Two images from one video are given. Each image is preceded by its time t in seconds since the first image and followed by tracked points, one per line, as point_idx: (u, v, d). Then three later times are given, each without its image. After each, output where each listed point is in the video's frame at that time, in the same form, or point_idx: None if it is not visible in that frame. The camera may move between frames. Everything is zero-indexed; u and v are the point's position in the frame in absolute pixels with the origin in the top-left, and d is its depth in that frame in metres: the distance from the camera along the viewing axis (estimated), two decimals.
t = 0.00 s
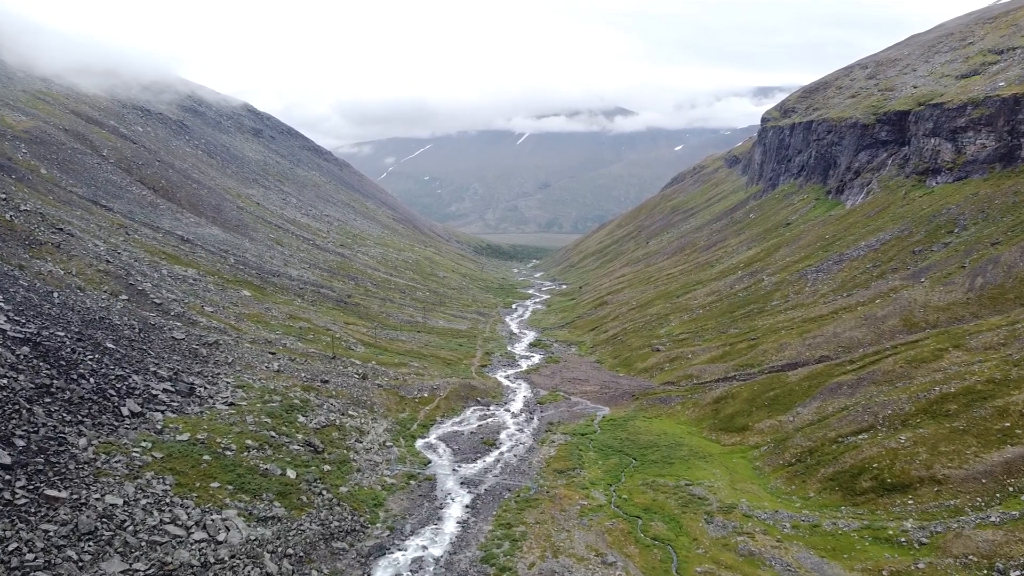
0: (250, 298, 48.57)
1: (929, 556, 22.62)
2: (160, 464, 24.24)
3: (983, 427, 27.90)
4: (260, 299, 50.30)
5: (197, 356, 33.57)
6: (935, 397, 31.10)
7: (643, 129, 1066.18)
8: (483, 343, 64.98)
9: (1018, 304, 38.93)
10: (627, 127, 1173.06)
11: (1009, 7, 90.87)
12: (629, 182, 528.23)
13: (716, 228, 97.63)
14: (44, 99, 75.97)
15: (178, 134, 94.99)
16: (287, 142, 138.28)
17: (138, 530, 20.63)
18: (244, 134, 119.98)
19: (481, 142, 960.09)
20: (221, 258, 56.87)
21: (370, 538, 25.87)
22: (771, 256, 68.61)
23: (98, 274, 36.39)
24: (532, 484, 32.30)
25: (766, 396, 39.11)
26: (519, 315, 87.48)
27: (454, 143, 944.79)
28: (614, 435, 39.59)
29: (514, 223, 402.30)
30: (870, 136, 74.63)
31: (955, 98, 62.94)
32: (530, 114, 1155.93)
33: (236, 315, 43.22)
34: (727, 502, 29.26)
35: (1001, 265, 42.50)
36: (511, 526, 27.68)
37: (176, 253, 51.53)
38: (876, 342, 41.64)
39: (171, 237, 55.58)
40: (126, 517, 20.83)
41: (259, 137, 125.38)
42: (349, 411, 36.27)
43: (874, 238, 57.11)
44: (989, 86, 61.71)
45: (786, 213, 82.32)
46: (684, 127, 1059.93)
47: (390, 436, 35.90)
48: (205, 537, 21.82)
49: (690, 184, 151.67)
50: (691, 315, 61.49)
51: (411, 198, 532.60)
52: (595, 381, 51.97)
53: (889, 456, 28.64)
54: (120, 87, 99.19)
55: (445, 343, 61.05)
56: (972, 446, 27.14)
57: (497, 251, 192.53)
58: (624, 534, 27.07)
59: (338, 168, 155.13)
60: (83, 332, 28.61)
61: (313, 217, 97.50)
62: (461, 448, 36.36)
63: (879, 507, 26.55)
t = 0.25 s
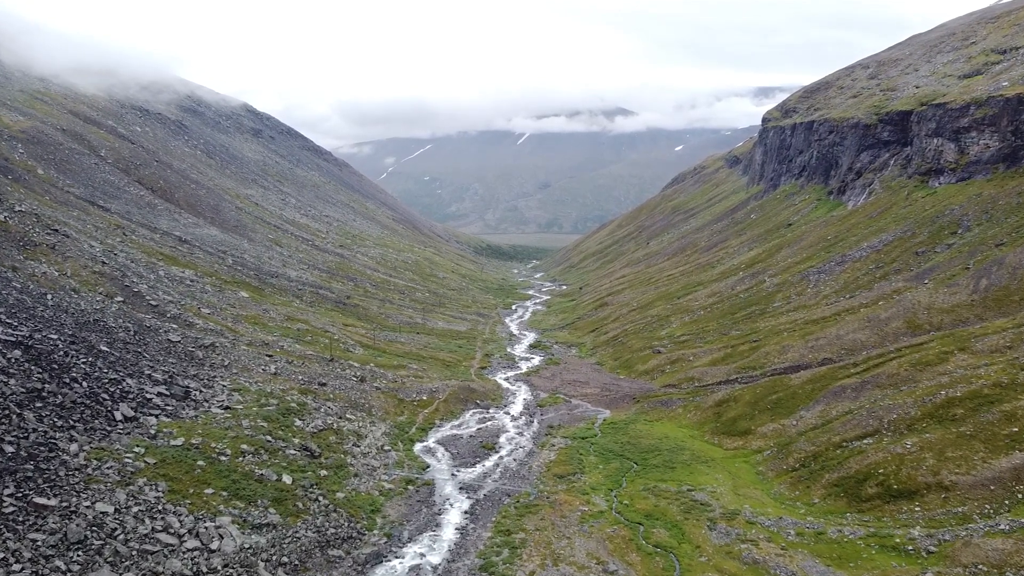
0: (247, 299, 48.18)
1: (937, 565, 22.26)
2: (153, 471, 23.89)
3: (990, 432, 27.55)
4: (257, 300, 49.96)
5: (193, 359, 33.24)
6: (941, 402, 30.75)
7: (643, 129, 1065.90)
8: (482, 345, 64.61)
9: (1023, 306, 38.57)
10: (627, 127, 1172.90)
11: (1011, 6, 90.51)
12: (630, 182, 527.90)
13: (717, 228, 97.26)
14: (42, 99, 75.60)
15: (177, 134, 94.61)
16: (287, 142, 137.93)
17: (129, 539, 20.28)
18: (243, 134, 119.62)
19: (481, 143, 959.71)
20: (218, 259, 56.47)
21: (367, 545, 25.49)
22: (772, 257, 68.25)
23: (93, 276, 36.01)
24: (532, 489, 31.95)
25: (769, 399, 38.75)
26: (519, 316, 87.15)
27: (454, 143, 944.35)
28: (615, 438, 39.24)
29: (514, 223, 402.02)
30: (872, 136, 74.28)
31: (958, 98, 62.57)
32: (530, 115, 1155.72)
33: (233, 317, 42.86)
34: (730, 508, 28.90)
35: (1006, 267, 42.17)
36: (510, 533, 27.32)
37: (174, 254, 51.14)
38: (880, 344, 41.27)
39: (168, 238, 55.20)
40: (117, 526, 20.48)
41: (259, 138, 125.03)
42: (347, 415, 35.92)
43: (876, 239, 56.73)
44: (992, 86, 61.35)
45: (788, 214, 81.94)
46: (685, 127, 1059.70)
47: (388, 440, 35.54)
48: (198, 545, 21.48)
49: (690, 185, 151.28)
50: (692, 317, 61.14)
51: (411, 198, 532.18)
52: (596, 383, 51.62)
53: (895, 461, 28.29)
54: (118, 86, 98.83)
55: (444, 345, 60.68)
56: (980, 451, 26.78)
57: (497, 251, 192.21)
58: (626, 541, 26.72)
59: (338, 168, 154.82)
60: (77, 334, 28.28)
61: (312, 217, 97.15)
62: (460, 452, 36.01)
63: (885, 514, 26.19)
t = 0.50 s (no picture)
0: (245, 300, 47.85)
1: (945, 573, 21.95)
2: (146, 475, 23.59)
3: (998, 436, 27.24)
4: (256, 301, 49.64)
5: (189, 361, 32.95)
6: (946, 405, 30.46)
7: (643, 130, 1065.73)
8: (482, 346, 64.28)
9: None
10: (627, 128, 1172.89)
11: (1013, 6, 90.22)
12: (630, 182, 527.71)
13: (718, 229, 96.94)
14: (40, 99, 75.27)
15: (176, 134, 94.27)
16: (286, 141, 137.60)
17: (121, 546, 19.98)
18: (242, 134, 119.29)
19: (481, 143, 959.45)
20: (217, 259, 56.13)
21: (365, 551, 25.18)
22: (773, 257, 67.94)
23: (89, 277, 35.70)
24: (532, 493, 31.64)
25: (772, 401, 38.45)
26: (520, 317, 86.81)
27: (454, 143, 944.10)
28: (616, 441, 38.93)
29: (514, 223, 401.78)
30: (874, 136, 73.97)
31: (961, 98, 62.28)
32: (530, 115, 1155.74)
33: (230, 318, 42.55)
34: (733, 513, 28.59)
35: (1010, 268, 41.87)
36: (510, 538, 27.01)
37: (171, 255, 50.82)
38: (883, 346, 40.95)
39: (166, 238, 54.88)
40: (109, 532, 20.18)
41: (258, 138, 124.72)
42: (345, 417, 35.61)
43: (879, 240, 56.40)
44: (995, 85, 61.06)
45: (789, 215, 81.59)
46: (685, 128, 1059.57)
47: (386, 442, 35.23)
48: (192, 552, 21.18)
49: (691, 185, 150.94)
50: (693, 318, 60.82)
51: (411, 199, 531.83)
52: (596, 385, 51.32)
53: (901, 466, 27.98)
54: (117, 86, 98.47)
55: (444, 346, 60.37)
56: (987, 455, 26.48)
57: (497, 252, 191.94)
58: (627, 547, 26.42)
59: (337, 168, 154.53)
60: (71, 336, 27.97)
61: (312, 218, 96.83)
62: (459, 455, 35.70)
63: (891, 519, 25.89)
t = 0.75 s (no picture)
0: (243, 301, 47.50)
1: None
2: (139, 480, 23.25)
3: (1006, 439, 26.88)
4: (254, 302, 49.30)
5: (185, 362, 32.63)
6: (953, 407, 30.10)
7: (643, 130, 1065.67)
8: (482, 347, 63.91)
9: None
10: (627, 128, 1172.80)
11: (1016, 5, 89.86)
12: (630, 183, 527.39)
13: (719, 229, 96.56)
14: (38, 98, 74.92)
15: (175, 134, 93.93)
16: (286, 141, 137.22)
17: (112, 552, 19.62)
18: (241, 134, 118.94)
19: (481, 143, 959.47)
20: (215, 260, 55.76)
21: (362, 557, 24.83)
22: (775, 257, 67.58)
23: (84, 278, 35.36)
24: (532, 497, 31.28)
25: (775, 403, 38.09)
26: (519, 318, 86.45)
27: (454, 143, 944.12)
28: (617, 443, 38.55)
29: (514, 223, 401.53)
30: (876, 136, 73.64)
31: (964, 97, 61.96)
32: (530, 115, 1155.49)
33: (228, 319, 42.21)
34: (737, 517, 28.26)
35: (1015, 268, 41.52)
36: (510, 543, 26.65)
37: (169, 255, 50.46)
38: (887, 347, 40.58)
39: (164, 239, 54.54)
40: (99, 539, 19.82)
41: (258, 138, 124.32)
42: (343, 419, 35.26)
43: (881, 240, 56.03)
44: (998, 85, 60.71)
45: (790, 215, 81.23)
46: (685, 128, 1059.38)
47: (385, 445, 34.87)
48: (184, 559, 20.85)
49: (691, 185, 150.54)
50: (694, 318, 60.44)
51: (411, 199, 531.43)
52: (597, 386, 50.97)
53: (908, 469, 27.63)
54: (115, 86, 98.07)
55: (443, 347, 60.01)
56: (996, 459, 26.12)
57: (498, 252, 191.55)
58: (629, 553, 26.06)
59: (337, 168, 154.18)
60: (64, 337, 27.64)
61: (311, 218, 96.49)
62: (459, 458, 35.34)
63: (898, 524, 25.53)
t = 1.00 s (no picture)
0: (241, 301, 47.20)
1: None
2: (132, 483, 22.93)
3: (1013, 441, 26.57)
4: (252, 302, 49.01)
5: (180, 363, 32.33)
6: (959, 409, 29.79)
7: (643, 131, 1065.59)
8: (482, 347, 63.60)
9: None
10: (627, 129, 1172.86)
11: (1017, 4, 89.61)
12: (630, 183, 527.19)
13: (720, 229, 96.26)
14: (36, 98, 74.59)
15: (174, 134, 93.64)
16: (285, 141, 136.95)
17: (103, 558, 19.28)
18: (240, 134, 118.64)
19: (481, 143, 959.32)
20: (212, 260, 55.41)
21: (359, 561, 24.53)
22: (776, 258, 67.26)
23: (79, 278, 35.04)
24: (532, 500, 30.99)
25: (778, 405, 37.79)
26: (519, 318, 86.13)
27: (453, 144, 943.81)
28: (618, 445, 38.26)
29: (514, 224, 401.39)
30: (878, 135, 73.35)
31: (966, 96, 61.68)
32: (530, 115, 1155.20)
33: (225, 319, 41.90)
34: (740, 521, 27.95)
35: (1019, 268, 41.22)
36: (510, 547, 26.33)
37: (166, 255, 50.16)
38: (890, 348, 40.28)
39: (162, 239, 54.25)
40: (90, 544, 19.48)
41: (257, 138, 124.05)
42: (341, 421, 34.96)
43: (884, 241, 55.72)
44: (1001, 84, 60.43)
45: (791, 215, 80.94)
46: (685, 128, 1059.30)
47: (383, 447, 34.57)
48: (177, 564, 20.52)
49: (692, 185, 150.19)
50: (695, 319, 60.13)
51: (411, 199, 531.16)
52: (597, 387, 50.65)
53: (913, 472, 27.31)
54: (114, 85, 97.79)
55: (442, 347, 59.70)
56: (1003, 462, 25.81)
57: (498, 253, 191.34)
58: (630, 557, 25.76)
59: (337, 169, 153.95)
60: (58, 338, 27.35)
61: (311, 218, 96.20)
62: (458, 460, 35.04)
63: (904, 528, 25.21)
